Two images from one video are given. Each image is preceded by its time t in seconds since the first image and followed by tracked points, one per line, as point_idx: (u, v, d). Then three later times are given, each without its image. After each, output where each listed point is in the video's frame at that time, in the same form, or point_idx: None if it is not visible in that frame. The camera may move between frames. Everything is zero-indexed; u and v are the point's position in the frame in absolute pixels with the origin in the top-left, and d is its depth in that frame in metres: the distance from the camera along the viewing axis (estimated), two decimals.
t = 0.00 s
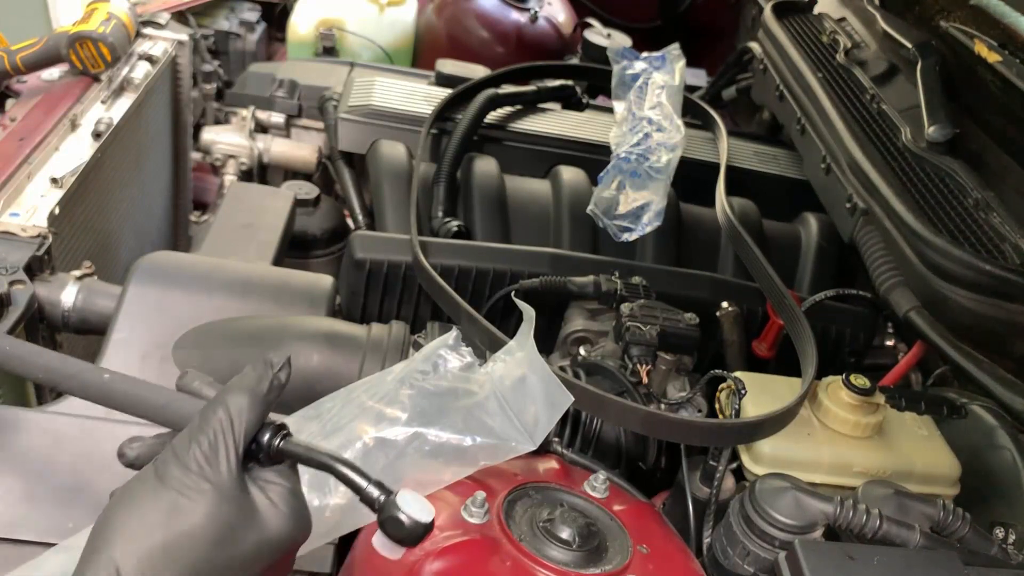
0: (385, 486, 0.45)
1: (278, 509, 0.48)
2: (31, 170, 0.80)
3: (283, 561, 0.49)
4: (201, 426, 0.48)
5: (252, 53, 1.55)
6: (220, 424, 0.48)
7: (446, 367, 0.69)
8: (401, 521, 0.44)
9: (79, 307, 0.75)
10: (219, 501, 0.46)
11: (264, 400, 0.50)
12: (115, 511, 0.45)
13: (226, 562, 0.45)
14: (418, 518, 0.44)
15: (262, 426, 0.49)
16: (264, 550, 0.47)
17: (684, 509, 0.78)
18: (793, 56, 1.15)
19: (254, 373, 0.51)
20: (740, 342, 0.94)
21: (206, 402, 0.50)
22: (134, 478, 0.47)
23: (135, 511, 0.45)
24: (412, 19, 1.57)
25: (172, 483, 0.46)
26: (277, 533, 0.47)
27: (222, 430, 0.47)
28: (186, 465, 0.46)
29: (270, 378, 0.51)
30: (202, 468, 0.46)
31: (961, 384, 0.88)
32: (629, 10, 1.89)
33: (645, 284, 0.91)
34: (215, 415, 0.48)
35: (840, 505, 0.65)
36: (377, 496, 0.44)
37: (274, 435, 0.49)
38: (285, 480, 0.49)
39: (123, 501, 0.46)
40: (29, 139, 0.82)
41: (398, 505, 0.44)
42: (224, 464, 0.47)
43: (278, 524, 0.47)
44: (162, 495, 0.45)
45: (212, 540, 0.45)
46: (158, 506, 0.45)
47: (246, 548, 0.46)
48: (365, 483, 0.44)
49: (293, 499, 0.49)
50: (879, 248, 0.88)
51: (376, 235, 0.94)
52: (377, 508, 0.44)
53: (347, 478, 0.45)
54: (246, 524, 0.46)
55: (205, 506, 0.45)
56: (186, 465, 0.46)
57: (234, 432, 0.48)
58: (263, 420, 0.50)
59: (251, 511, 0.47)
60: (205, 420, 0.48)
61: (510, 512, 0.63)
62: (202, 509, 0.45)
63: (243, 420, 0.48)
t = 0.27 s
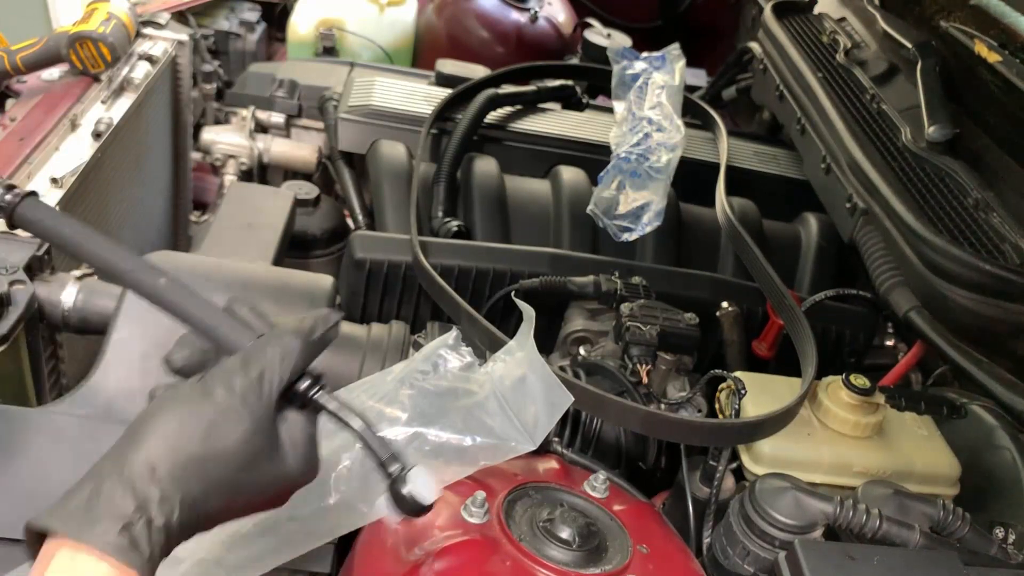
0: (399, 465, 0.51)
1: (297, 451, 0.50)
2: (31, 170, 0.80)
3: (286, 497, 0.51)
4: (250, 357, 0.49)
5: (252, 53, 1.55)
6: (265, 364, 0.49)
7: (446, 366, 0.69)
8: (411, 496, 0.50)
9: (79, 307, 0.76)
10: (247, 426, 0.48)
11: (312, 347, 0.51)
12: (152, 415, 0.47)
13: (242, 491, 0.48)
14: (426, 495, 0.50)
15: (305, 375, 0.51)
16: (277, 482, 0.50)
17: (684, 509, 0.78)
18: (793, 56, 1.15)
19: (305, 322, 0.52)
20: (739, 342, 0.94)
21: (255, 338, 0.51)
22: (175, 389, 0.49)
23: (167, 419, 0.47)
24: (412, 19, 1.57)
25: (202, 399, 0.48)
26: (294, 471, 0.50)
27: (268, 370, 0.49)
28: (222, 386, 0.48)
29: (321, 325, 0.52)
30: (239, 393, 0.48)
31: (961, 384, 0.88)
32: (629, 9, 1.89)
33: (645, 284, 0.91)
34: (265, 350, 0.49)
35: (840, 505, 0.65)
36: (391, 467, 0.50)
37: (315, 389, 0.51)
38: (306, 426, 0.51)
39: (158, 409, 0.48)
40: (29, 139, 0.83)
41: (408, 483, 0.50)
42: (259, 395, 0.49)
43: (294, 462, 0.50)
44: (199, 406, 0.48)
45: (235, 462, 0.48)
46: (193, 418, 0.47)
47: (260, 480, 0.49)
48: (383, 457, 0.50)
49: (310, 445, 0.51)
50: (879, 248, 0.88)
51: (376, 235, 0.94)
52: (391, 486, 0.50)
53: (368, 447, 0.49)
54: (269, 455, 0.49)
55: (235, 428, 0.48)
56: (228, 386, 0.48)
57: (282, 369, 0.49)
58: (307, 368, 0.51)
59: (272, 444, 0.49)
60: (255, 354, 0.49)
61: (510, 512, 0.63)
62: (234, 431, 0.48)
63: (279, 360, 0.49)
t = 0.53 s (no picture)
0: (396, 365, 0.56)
1: (291, 359, 0.66)
2: (31, 170, 0.80)
3: (298, 400, 0.68)
4: (239, 271, 0.64)
5: (252, 53, 1.55)
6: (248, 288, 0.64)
7: (446, 366, 0.69)
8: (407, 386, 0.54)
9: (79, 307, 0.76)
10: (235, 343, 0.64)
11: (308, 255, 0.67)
12: (157, 332, 0.64)
13: (238, 394, 0.65)
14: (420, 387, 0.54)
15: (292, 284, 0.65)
16: (274, 386, 0.65)
17: (684, 509, 0.78)
18: (793, 56, 1.15)
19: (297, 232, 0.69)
20: (739, 342, 0.94)
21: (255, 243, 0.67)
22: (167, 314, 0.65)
23: (170, 339, 0.64)
24: (412, 19, 1.57)
25: (194, 324, 0.64)
26: (291, 375, 0.66)
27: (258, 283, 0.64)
28: (211, 316, 0.64)
29: (307, 241, 0.68)
30: (229, 310, 0.64)
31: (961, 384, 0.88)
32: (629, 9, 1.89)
33: (645, 284, 0.91)
34: (252, 265, 0.64)
35: (840, 505, 0.65)
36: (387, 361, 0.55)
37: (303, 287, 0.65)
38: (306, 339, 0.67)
39: (163, 320, 0.65)
40: (29, 139, 0.83)
41: (405, 381, 0.54)
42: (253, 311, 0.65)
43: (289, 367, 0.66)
44: (194, 326, 0.64)
45: (225, 372, 0.64)
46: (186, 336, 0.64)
47: (257, 383, 0.65)
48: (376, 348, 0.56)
49: (312, 347, 0.67)
50: (879, 248, 0.88)
51: (376, 235, 0.94)
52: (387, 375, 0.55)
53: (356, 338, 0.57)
54: (260, 361, 0.65)
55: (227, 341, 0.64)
56: (220, 302, 0.65)
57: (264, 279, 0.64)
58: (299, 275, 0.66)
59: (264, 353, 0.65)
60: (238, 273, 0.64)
61: (510, 512, 0.63)
62: (223, 345, 0.64)
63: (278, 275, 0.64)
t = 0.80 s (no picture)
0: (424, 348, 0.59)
1: (315, 361, 0.65)
2: (30, 170, 0.80)
3: (328, 404, 0.66)
4: (257, 275, 0.65)
5: (252, 53, 1.55)
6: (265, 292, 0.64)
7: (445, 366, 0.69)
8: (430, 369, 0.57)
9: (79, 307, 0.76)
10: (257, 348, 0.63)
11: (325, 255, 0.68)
12: (176, 348, 0.63)
13: (263, 400, 0.63)
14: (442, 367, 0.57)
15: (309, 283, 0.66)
16: (301, 389, 0.64)
17: (684, 509, 0.78)
18: (793, 56, 1.15)
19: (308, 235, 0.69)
20: (739, 342, 0.94)
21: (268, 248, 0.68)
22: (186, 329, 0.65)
23: (192, 351, 0.63)
24: (412, 18, 1.57)
25: (213, 335, 0.64)
26: (316, 378, 0.64)
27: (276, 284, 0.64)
28: (231, 323, 0.64)
29: (319, 241, 0.68)
30: (248, 314, 0.64)
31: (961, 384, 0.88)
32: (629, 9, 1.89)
33: (645, 284, 0.91)
34: (264, 268, 0.65)
35: (840, 505, 0.65)
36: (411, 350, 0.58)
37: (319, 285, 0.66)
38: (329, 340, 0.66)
39: (182, 338, 0.64)
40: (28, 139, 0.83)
41: (429, 366, 0.56)
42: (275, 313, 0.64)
43: (314, 370, 0.65)
44: (211, 338, 0.64)
45: (248, 379, 0.63)
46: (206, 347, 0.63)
47: (281, 388, 0.63)
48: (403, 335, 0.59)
49: (334, 348, 0.67)
50: (879, 247, 0.88)
51: (376, 235, 0.94)
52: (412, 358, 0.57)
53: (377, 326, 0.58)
54: (282, 364, 0.64)
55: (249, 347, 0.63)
56: (235, 311, 0.64)
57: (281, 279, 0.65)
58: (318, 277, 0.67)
59: (286, 356, 0.64)
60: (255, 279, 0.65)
61: (510, 512, 0.63)
62: (245, 352, 0.63)
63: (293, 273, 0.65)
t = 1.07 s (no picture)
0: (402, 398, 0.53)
1: (295, 419, 0.59)
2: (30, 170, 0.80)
3: (309, 463, 0.60)
4: (227, 336, 0.58)
5: (252, 53, 1.55)
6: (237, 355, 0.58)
7: (445, 367, 0.70)
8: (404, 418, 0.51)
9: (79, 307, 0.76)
10: (235, 407, 0.58)
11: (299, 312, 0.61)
12: (146, 416, 0.57)
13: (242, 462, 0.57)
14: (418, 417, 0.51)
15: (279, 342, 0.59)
16: (282, 447, 0.59)
17: (684, 509, 0.78)
18: (793, 56, 1.15)
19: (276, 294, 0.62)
20: (739, 342, 0.94)
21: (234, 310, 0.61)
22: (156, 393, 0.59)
23: (164, 417, 0.57)
24: (412, 19, 1.57)
25: (185, 398, 0.58)
26: (294, 436, 0.59)
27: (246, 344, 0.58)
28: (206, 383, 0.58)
29: (290, 299, 0.60)
30: (220, 375, 0.58)
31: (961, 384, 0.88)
32: (629, 9, 1.89)
33: (645, 284, 0.91)
34: (234, 328, 0.58)
35: (840, 505, 0.65)
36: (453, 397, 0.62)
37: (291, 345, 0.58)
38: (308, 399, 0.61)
39: (153, 405, 0.58)
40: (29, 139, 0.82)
41: (404, 414, 0.51)
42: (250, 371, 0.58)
43: (293, 428, 0.59)
44: (184, 402, 0.58)
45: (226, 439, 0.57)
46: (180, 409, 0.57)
47: (260, 447, 0.58)
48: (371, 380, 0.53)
49: (311, 406, 0.61)
50: (878, 247, 0.88)
51: (377, 235, 0.94)
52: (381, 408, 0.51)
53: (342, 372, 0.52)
54: (261, 425, 0.58)
55: (225, 407, 0.57)
56: (206, 372, 0.58)
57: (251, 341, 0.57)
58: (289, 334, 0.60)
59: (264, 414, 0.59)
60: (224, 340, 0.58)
61: (510, 512, 0.63)
62: (220, 412, 0.57)
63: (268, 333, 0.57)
